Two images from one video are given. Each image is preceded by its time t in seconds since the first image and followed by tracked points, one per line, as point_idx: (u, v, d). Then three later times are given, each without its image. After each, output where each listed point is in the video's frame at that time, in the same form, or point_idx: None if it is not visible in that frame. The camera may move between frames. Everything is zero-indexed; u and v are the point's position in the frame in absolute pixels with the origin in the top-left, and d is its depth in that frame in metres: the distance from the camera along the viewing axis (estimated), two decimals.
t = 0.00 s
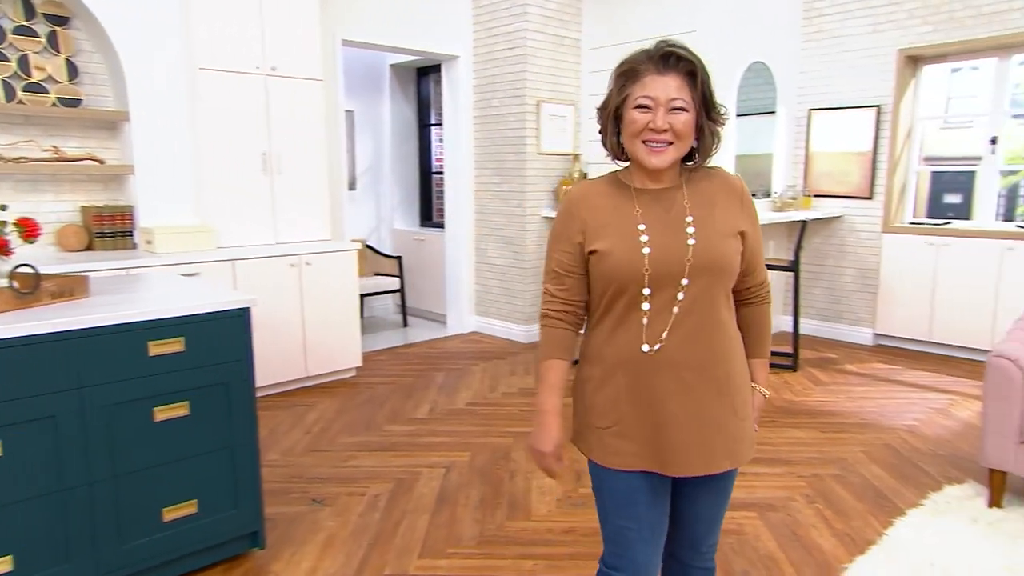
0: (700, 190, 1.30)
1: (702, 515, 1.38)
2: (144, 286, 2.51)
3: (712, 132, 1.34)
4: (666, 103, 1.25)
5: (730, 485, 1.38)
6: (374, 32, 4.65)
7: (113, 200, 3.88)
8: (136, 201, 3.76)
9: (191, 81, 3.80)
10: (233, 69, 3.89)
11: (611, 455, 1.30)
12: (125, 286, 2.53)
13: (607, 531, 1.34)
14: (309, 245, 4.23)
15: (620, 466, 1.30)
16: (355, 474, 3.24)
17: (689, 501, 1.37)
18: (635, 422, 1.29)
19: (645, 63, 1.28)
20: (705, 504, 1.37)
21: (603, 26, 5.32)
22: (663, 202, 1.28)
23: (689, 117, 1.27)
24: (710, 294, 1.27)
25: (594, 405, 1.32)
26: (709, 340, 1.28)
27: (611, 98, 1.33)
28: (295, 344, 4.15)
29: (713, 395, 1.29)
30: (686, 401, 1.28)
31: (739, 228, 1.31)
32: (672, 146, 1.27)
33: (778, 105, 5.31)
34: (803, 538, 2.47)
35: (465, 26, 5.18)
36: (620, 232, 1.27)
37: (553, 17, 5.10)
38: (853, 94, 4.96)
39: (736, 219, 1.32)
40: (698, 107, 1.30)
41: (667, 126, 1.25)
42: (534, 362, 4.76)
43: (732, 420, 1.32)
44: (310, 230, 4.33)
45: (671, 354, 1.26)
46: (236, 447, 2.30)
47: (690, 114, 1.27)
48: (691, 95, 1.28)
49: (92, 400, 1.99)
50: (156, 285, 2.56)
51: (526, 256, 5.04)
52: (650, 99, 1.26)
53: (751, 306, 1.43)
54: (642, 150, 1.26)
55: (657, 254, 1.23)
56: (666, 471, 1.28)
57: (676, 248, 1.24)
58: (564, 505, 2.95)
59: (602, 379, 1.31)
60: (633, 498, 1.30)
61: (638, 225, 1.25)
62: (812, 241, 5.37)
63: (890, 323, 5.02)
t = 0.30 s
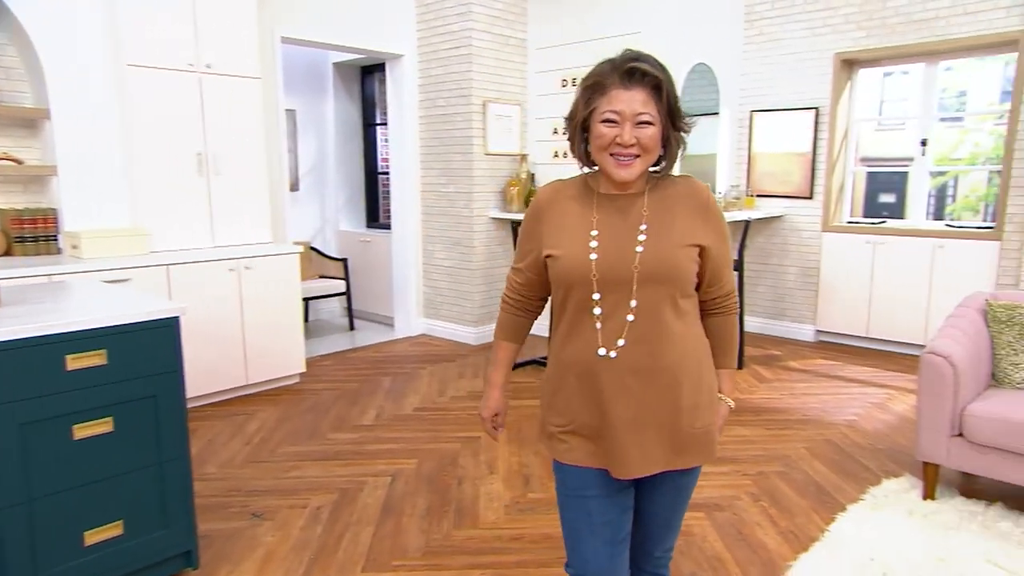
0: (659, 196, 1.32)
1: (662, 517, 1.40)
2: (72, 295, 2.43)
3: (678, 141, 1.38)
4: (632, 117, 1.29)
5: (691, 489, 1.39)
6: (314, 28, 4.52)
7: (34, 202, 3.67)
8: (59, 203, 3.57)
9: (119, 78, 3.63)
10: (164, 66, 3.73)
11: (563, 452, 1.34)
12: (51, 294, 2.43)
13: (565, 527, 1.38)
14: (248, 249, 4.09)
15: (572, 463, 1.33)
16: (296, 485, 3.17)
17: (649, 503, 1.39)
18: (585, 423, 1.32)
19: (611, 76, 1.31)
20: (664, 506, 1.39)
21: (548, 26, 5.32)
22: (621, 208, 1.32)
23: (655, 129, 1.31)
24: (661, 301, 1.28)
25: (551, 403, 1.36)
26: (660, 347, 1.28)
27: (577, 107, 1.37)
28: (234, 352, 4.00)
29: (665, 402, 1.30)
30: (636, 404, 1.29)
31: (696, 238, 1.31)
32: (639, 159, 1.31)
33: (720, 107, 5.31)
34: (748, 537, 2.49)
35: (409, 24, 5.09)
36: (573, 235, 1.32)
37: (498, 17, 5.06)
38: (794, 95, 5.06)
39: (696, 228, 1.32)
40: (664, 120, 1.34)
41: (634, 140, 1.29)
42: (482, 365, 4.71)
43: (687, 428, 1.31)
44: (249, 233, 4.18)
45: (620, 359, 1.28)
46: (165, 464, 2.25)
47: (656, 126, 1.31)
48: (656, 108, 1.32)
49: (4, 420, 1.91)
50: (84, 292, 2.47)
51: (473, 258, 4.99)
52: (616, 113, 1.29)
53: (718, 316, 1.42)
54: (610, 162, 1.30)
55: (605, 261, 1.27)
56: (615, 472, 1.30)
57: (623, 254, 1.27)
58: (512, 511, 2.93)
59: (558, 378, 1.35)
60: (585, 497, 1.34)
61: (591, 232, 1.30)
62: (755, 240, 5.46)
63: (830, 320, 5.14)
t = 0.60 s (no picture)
0: (621, 201, 1.31)
1: (625, 528, 1.38)
2: (14, 302, 2.33)
3: (644, 145, 1.37)
4: (597, 124, 1.29)
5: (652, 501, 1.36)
6: (272, 26, 4.41)
7: None
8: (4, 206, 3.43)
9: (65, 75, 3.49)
10: (114, 63, 3.60)
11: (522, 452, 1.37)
12: None
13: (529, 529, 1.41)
14: (205, 252, 3.98)
15: (529, 463, 1.36)
16: (257, 496, 3.07)
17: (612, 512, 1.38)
18: (541, 426, 1.35)
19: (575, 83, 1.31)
20: (625, 514, 1.37)
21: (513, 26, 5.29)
22: (583, 212, 1.32)
23: (620, 135, 1.31)
24: (612, 306, 1.27)
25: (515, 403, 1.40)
26: (610, 353, 1.27)
27: (541, 115, 1.37)
28: (192, 359, 3.88)
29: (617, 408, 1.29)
30: (587, 409, 1.30)
31: (653, 243, 1.28)
32: (605, 166, 1.31)
33: (685, 107, 5.35)
34: (716, 540, 2.48)
35: (372, 23, 5.01)
36: (534, 240, 1.35)
37: (461, 16, 4.99)
38: (757, 97, 5.11)
39: (654, 232, 1.28)
40: (628, 124, 1.33)
41: (600, 147, 1.29)
42: (449, 368, 4.65)
43: (641, 436, 1.29)
44: (207, 237, 4.06)
45: (571, 363, 1.29)
46: (116, 478, 2.19)
47: (620, 132, 1.31)
48: (619, 113, 1.32)
49: None
50: (27, 300, 2.37)
51: (439, 260, 4.92)
52: (581, 120, 1.29)
53: (690, 323, 1.39)
54: (576, 170, 1.30)
55: (555, 266, 1.29)
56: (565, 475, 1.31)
57: (574, 258, 1.27)
58: (479, 518, 2.88)
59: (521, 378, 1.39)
60: (543, 499, 1.36)
61: (548, 237, 1.32)
62: (719, 240, 5.52)
63: (794, 319, 5.20)
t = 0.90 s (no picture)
0: (602, 203, 1.29)
1: (606, 525, 1.35)
2: None
3: (623, 144, 1.36)
4: (576, 121, 1.28)
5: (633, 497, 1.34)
6: (251, 25, 4.35)
7: None
8: None
9: (37, 73, 3.41)
10: (88, 62, 3.52)
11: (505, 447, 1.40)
12: None
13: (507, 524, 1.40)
14: (183, 255, 3.91)
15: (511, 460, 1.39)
16: (236, 503, 3.02)
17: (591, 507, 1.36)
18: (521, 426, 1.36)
19: (554, 79, 1.30)
20: (606, 507, 1.35)
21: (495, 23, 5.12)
22: (563, 213, 1.31)
23: (600, 132, 1.29)
24: (587, 309, 1.26)
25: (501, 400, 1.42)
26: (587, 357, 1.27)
27: (521, 114, 1.37)
28: (169, 363, 3.81)
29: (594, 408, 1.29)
30: (564, 410, 1.31)
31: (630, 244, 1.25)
32: (585, 163, 1.30)
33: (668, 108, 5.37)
34: (700, 543, 2.46)
35: (353, 22, 4.97)
36: (516, 243, 1.35)
37: (443, 16, 4.95)
38: (739, 98, 5.16)
39: (632, 234, 1.26)
40: (609, 122, 1.32)
41: (579, 144, 1.28)
42: (432, 370, 4.62)
43: (620, 438, 1.30)
44: (185, 239, 3.99)
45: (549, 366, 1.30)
46: (87, 489, 2.15)
47: (601, 129, 1.30)
48: (600, 111, 1.31)
49: None
50: None
51: (421, 261, 4.88)
52: (560, 117, 1.28)
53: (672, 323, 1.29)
54: (555, 167, 1.29)
55: (533, 270, 1.29)
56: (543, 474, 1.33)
57: (548, 261, 1.27)
58: (461, 523, 2.85)
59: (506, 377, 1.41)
60: (519, 493, 1.36)
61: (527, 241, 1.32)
62: (701, 241, 5.54)
63: (776, 319, 5.22)
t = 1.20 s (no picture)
0: (587, 202, 1.28)
1: (585, 530, 1.32)
2: None
3: (613, 143, 1.35)
4: (567, 119, 1.27)
5: (612, 500, 1.31)
6: (239, 23, 4.31)
7: None
8: None
9: (21, 72, 3.37)
10: (74, 61, 3.48)
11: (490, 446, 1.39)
12: None
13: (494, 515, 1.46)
14: (171, 255, 3.87)
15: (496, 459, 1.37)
16: (223, 507, 2.98)
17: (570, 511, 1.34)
18: (503, 423, 1.36)
19: (544, 78, 1.28)
20: (589, 511, 1.31)
21: (486, 21, 5.13)
22: (548, 211, 1.30)
23: (591, 130, 1.28)
24: (568, 306, 1.25)
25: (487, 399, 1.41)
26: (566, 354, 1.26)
27: (512, 113, 1.36)
28: (156, 365, 3.77)
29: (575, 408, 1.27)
30: (544, 409, 1.30)
31: (611, 244, 1.24)
32: (577, 160, 1.29)
33: (660, 107, 5.37)
34: (690, 546, 2.44)
35: (342, 21, 4.92)
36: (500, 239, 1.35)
37: (433, 14, 4.91)
38: (731, 98, 5.12)
39: (613, 234, 1.24)
40: (599, 120, 1.31)
41: (571, 142, 1.27)
42: (423, 371, 4.59)
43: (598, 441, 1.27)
44: (172, 240, 3.95)
45: (528, 363, 1.30)
46: (70, 494, 2.12)
47: (592, 127, 1.29)
48: (591, 109, 1.29)
49: None
50: None
51: (412, 262, 4.85)
52: (552, 115, 1.27)
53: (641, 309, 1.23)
54: (547, 165, 1.28)
55: (514, 265, 1.28)
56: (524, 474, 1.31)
57: (530, 257, 1.26)
58: (451, 527, 2.82)
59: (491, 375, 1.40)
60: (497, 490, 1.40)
61: (511, 236, 1.32)
62: (693, 241, 5.53)
63: (769, 320, 5.20)
